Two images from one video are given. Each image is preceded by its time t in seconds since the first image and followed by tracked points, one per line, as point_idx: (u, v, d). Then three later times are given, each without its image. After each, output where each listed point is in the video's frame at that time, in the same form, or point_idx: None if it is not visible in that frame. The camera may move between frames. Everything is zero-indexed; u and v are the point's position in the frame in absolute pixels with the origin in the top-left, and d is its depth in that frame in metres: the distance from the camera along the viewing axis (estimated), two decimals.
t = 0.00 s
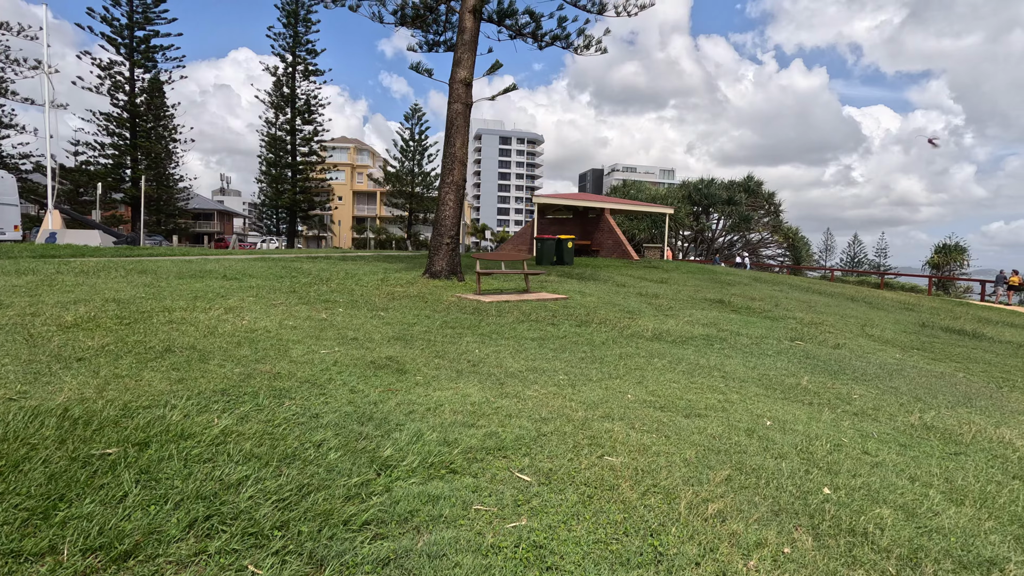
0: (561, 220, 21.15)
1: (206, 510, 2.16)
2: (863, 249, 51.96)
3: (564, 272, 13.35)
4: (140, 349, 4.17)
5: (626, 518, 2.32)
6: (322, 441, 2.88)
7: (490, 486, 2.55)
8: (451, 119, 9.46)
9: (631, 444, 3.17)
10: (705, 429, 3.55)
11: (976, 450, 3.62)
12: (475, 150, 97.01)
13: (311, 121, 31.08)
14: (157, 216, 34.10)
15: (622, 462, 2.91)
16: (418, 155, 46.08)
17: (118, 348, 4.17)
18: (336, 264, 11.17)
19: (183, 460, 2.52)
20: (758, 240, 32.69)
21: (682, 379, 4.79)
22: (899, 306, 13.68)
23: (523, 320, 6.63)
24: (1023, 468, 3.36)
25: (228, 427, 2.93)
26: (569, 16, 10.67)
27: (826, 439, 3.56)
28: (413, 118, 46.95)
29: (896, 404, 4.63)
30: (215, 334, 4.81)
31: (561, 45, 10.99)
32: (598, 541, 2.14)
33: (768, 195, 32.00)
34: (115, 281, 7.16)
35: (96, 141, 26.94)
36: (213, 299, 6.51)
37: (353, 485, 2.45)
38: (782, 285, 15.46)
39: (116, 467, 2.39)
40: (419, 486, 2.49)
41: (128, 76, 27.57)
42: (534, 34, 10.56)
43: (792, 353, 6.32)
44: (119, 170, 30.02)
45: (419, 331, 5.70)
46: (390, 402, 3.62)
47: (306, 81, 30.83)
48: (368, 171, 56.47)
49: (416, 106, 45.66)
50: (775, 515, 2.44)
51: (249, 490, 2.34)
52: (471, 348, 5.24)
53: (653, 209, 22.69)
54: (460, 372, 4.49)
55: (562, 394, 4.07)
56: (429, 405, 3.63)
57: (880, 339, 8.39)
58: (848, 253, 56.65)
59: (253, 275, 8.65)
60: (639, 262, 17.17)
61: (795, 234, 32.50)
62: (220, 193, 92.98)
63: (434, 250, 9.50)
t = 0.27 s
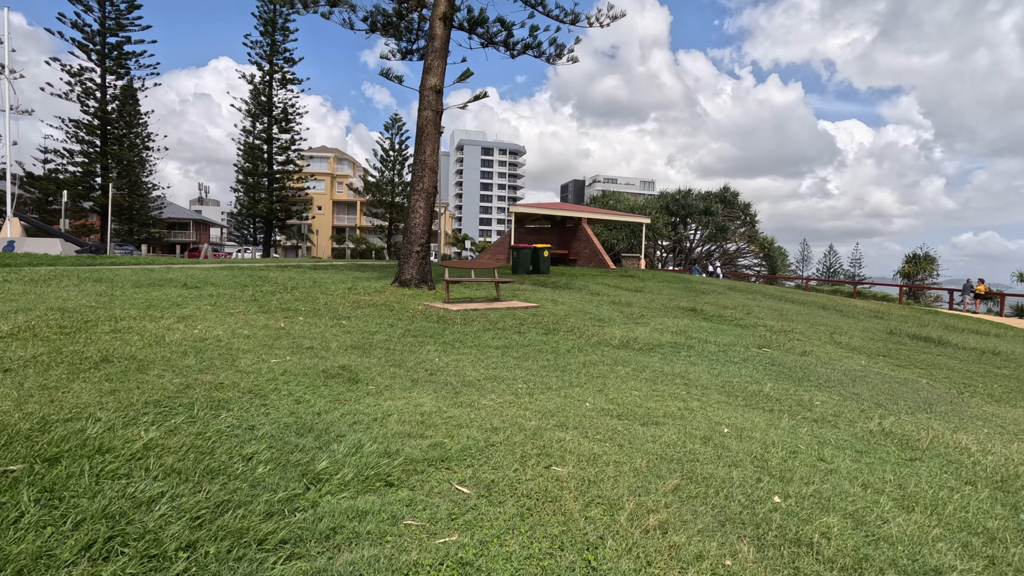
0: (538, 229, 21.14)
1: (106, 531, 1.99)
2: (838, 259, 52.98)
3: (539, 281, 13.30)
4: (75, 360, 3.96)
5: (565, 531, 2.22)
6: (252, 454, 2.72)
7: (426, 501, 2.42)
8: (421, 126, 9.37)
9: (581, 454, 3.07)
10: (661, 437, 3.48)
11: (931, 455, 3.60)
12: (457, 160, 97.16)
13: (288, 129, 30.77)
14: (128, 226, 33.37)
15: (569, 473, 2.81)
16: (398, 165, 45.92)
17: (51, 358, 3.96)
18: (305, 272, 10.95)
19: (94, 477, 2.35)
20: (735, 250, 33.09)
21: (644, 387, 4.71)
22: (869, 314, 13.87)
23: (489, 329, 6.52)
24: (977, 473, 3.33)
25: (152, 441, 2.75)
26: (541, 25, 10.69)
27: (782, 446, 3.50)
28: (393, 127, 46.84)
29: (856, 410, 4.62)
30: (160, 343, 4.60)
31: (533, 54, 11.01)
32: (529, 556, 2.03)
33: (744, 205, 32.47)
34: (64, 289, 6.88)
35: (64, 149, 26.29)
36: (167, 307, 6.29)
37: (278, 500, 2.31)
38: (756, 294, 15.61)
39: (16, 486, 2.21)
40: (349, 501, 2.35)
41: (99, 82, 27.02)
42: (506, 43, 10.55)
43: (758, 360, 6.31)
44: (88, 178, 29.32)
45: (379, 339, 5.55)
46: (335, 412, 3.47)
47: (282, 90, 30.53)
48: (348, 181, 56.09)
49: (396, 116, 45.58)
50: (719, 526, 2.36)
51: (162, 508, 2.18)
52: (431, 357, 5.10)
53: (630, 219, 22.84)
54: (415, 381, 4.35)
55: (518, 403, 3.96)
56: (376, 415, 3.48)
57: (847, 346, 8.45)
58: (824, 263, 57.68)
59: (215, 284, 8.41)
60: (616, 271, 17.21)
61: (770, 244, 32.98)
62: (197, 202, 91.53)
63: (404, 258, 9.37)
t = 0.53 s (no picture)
0: (512, 239, 21.09)
1: None
2: (809, 270, 54.08)
3: (509, 291, 13.16)
4: None
5: (491, 560, 2.07)
6: (162, 479, 2.51)
7: (346, 528, 2.24)
8: (385, 134, 9.21)
9: (524, 473, 2.92)
10: (610, 453, 3.35)
11: (883, 467, 3.54)
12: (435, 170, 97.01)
13: (259, 137, 30.24)
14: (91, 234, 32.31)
15: (507, 493, 2.65)
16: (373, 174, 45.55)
17: None
18: (267, 282, 10.63)
19: None
20: (708, 260, 33.51)
21: (601, 399, 4.60)
22: (835, 323, 14.05)
23: (449, 340, 6.36)
24: (928, 486, 3.27)
25: (49, 466, 2.52)
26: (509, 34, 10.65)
27: (734, 460, 3.40)
28: (368, 136, 46.48)
29: (813, 421, 4.56)
30: (88, 357, 4.32)
31: (502, 63, 10.95)
32: None
33: (717, 216, 32.94)
34: None
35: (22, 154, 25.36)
36: (108, 318, 5.97)
37: (178, 531, 2.11)
38: (726, 303, 15.71)
39: None
40: (259, 531, 2.16)
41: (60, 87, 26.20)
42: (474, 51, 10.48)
43: (720, 371, 6.25)
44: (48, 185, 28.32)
45: (331, 351, 5.34)
46: (266, 430, 3.26)
47: (253, 97, 30.03)
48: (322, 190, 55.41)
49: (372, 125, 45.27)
50: (658, 549, 2.23)
51: (40, 543, 1.96)
52: (383, 369, 4.92)
53: (604, 229, 22.93)
54: (361, 396, 4.15)
55: (466, 417, 3.80)
56: (312, 433, 3.28)
57: (812, 356, 8.48)
58: (796, 273, 58.82)
59: (167, 294, 8.09)
60: (588, 281, 17.18)
61: (742, 254, 33.47)
62: (167, 211, 89.46)
63: (368, 267, 9.16)
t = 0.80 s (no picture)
0: (483, 245, 20.93)
1: None
2: (778, 277, 55.07)
3: (477, 297, 12.96)
4: None
5: None
6: (51, 500, 2.25)
7: (252, 552, 2.03)
8: (346, 134, 8.96)
9: (462, 485, 2.73)
10: (557, 462, 3.18)
11: (836, 472, 3.47)
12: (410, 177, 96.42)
13: (225, 139, 29.48)
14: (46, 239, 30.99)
15: (439, 509, 2.46)
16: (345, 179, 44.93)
17: None
18: (223, 288, 10.24)
19: None
20: (680, 267, 33.88)
21: (557, 406, 4.45)
22: (801, 329, 14.21)
23: (407, 346, 6.14)
24: (882, 491, 3.19)
25: None
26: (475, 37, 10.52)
27: (687, 468, 3.27)
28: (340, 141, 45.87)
29: (771, 426, 4.48)
30: (1, 366, 3.98)
31: (468, 66, 10.81)
32: None
33: (688, 224, 33.32)
34: None
35: None
36: (36, 325, 5.57)
37: (53, 562, 1.86)
38: (695, 309, 15.78)
39: None
40: (150, 558, 1.93)
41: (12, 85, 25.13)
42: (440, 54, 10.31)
43: (683, 375, 6.17)
44: None
45: (277, 358, 5.07)
46: (185, 444, 2.99)
47: (219, 99, 29.29)
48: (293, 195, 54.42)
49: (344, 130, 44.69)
50: (594, 568, 2.07)
51: None
52: (331, 377, 4.68)
53: (576, 236, 22.92)
54: (302, 405, 3.91)
55: (411, 427, 3.60)
56: (238, 446, 3.04)
57: (775, 360, 8.49)
58: (767, 281, 59.76)
59: (111, 299, 7.68)
60: (559, 287, 17.08)
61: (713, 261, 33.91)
62: (132, 216, 86.81)
63: (327, 272, 8.87)
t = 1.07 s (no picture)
0: (455, 247, 20.69)
1: None
2: (750, 281, 56.03)
3: (445, 301, 12.71)
4: None
5: None
6: None
7: None
8: (305, 133, 8.64)
9: (392, 509, 2.52)
10: (501, 479, 2.99)
11: (792, 485, 3.35)
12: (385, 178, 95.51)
13: (189, 138, 28.60)
14: None
15: (362, 538, 2.25)
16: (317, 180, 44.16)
17: None
18: (175, 292, 9.78)
19: None
20: (653, 270, 34.13)
21: (510, 416, 4.26)
22: (768, 332, 14.32)
23: (361, 353, 5.89)
24: (837, 505, 3.09)
25: None
26: (442, 36, 10.31)
27: (637, 484, 3.11)
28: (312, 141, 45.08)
29: (730, 435, 4.37)
30: None
31: (434, 66, 10.59)
32: None
33: (660, 228, 33.58)
34: None
35: None
36: None
37: None
38: (665, 313, 15.80)
39: None
40: None
41: None
42: (405, 52, 10.07)
43: (645, 382, 6.04)
44: None
45: (217, 367, 4.77)
46: (86, 466, 2.71)
47: (183, 96, 28.40)
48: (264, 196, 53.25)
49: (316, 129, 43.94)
50: None
51: None
52: (272, 388, 4.41)
53: (548, 239, 22.82)
54: (232, 419, 3.63)
55: (348, 442, 3.37)
56: (149, 467, 2.77)
57: (740, 365, 8.45)
58: (738, 284, 60.69)
59: (48, 303, 7.23)
60: (530, 290, 16.93)
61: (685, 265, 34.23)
62: (95, 216, 83.96)
63: (284, 275, 8.53)
